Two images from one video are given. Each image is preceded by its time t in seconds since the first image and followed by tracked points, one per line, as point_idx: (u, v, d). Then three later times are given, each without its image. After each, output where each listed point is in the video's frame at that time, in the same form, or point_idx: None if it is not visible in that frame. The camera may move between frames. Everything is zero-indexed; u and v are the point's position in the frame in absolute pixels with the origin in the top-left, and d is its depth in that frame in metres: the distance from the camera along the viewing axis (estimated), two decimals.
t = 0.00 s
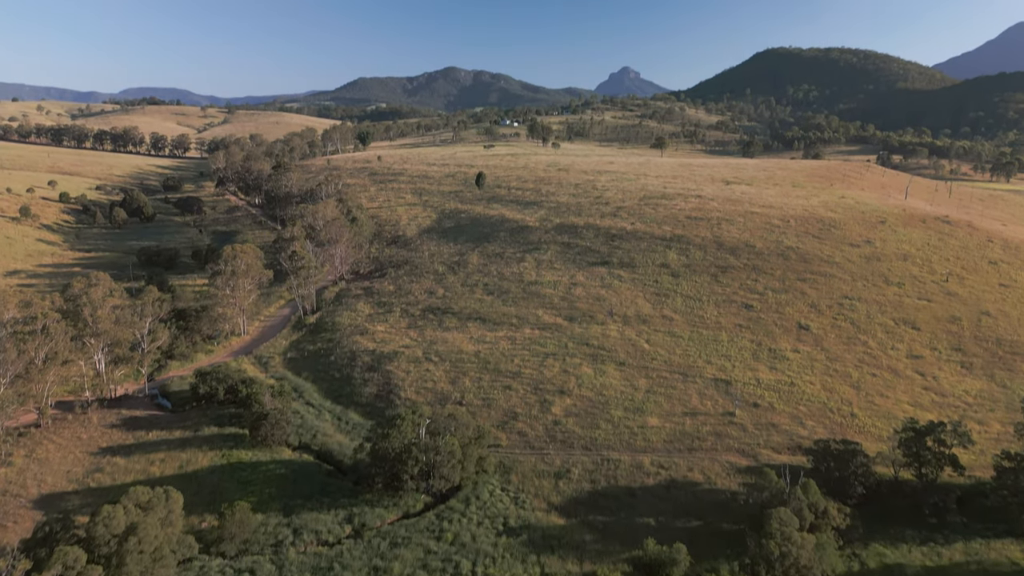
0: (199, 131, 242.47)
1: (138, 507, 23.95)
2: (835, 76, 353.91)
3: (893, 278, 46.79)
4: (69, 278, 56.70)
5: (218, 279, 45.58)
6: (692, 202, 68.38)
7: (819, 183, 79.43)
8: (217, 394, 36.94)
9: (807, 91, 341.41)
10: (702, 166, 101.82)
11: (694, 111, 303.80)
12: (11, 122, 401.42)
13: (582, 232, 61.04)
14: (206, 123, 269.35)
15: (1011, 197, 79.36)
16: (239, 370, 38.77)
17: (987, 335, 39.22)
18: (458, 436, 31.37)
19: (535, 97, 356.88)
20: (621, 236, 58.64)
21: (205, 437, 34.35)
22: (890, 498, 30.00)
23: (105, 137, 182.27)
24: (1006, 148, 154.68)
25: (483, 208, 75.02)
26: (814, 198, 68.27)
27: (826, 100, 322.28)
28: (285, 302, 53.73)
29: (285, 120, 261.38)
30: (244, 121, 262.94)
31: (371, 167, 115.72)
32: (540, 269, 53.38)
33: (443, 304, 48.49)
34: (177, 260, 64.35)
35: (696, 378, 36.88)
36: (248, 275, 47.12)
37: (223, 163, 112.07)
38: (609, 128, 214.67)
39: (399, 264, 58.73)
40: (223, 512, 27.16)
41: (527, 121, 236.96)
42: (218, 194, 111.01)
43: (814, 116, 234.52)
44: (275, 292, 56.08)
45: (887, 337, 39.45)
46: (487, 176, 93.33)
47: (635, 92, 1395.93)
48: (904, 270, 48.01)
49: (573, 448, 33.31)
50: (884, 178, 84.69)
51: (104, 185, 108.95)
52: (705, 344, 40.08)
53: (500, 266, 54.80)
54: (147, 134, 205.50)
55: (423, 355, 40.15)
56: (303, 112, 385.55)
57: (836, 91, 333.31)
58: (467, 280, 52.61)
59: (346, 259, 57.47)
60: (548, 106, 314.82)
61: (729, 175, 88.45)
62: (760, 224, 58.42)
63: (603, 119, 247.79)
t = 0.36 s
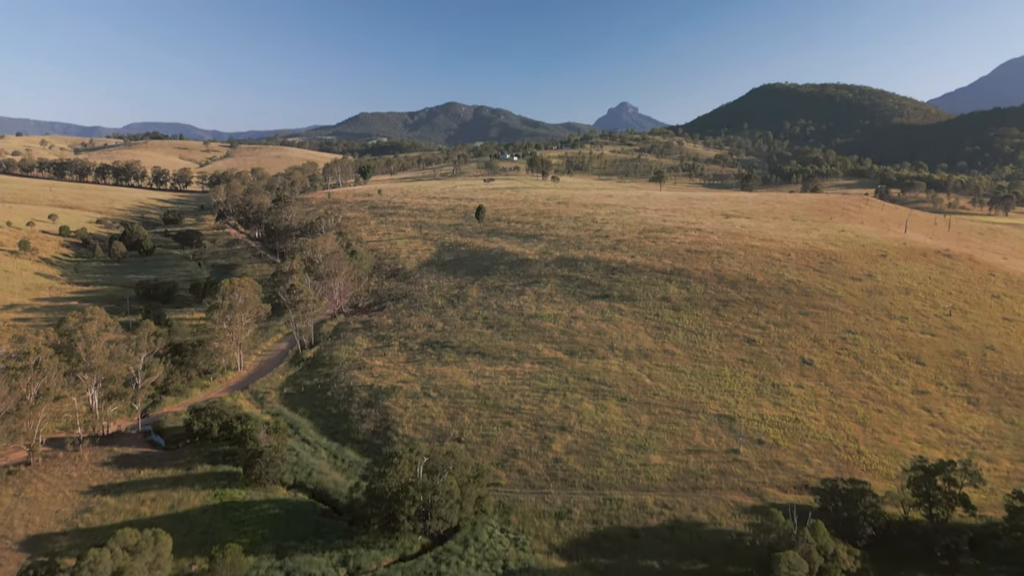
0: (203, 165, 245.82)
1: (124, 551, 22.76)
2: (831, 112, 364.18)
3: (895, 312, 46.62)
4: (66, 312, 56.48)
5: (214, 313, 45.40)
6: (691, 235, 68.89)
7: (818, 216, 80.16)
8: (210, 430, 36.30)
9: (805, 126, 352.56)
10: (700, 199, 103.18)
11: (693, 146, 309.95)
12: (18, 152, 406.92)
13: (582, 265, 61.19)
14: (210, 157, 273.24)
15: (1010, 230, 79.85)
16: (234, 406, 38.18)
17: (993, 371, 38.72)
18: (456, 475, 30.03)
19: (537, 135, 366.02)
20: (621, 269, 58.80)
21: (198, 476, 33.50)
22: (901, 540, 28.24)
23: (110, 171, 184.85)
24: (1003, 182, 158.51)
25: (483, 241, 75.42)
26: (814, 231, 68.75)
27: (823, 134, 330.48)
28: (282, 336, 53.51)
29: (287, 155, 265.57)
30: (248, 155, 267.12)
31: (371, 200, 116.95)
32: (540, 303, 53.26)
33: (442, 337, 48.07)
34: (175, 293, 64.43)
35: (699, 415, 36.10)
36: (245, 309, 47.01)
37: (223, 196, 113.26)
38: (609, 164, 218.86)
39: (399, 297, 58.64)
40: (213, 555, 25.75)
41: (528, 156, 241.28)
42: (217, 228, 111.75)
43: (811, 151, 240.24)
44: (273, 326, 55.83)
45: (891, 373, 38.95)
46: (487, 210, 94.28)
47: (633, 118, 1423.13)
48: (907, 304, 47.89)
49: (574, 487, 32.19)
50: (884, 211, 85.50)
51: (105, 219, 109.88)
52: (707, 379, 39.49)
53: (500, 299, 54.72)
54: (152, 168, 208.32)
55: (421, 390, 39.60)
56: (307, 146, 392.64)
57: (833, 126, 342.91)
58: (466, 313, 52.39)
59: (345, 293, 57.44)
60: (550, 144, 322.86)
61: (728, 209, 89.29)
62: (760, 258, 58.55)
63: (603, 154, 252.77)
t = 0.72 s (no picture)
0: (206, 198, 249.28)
1: None
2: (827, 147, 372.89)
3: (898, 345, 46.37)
4: (62, 346, 56.15)
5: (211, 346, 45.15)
6: (692, 268, 69.39)
7: (818, 248, 80.77)
8: (204, 467, 35.64)
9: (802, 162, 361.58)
10: (699, 232, 104.45)
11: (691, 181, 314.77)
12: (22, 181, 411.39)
13: (582, 297, 61.30)
14: (212, 190, 276.61)
15: (1011, 263, 80.25)
16: (229, 442, 37.54)
17: (1000, 406, 38.19)
18: (454, 513, 28.12)
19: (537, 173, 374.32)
20: (622, 301, 58.92)
21: (190, 515, 32.45)
22: None
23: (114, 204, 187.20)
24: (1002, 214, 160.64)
25: (483, 273, 75.83)
26: (815, 264, 69.21)
27: (821, 170, 338.09)
28: (280, 370, 53.10)
29: (288, 188, 269.35)
30: (250, 188, 271.23)
31: (372, 233, 118.12)
32: (540, 335, 53.04)
33: (441, 371, 47.57)
34: (172, 326, 64.38)
35: (702, 451, 35.21)
36: (243, 342, 46.81)
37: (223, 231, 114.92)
38: (609, 202, 223.99)
39: (397, 330, 58.35)
40: None
41: (528, 188, 244.60)
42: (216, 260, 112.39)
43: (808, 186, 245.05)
44: (270, 360, 55.43)
45: (896, 408, 38.39)
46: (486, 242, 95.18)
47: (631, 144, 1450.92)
48: (911, 337, 47.68)
49: (576, 527, 30.82)
50: (883, 244, 86.26)
51: (105, 252, 110.61)
52: (710, 414, 38.76)
53: (501, 332, 54.48)
54: (155, 200, 210.91)
55: (420, 426, 38.93)
56: (310, 179, 399.51)
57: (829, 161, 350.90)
58: (466, 346, 52.08)
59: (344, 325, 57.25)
60: (550, 179, 328.32)
61: (728, 241, 90.13)
62: (762, 290, 58.69)
63: (602, 188, 257.57)
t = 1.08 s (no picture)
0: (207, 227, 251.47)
1: None
2: (824, 178, 379.71)
3: (901, 375, 46.06)
4: (59, 376, 55.83)
5: (208, 376, 44.93)
6: (693, 297, 69.71)
7: (819, 277, 81.27)
8: (198, 500, 35.04)
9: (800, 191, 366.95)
10: (699, 260, 105.24)
11: (689, 211, 319.55)
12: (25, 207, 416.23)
13: (583, 326, 61.42)
14: (213, 219, 279.14)
15: (1012, 292, 80.47)
16: (224, 475, 36.94)
17: (1006, 438, 37.63)
18: (453, 550, 27.22)
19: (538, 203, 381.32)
20: (623, 330, 58.99)
21: (181, 550, 31.37)
22: None
23: (115, 233, 188.78)
24: (1001, 243, 162.62)
25: (483, 300, 75.91)
26: (816, 293, 69.80)
27: (820, 199, 343.06)
28: (277, 400, 52.61)
29: (290, 217, 273.23)
30: (251, 216, 274.16)
31: (372, 261, 119.00)
32: (541, 364, 52.79)
33: (440, 401, 46.99)
34: (169, 356, 64.26)
35: (705, 483, 34.20)
36: (240, 372, 46.58)
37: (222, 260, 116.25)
38: (609, 230, 226.92)
39: (396, 359, 58.05)
40: None
41: (527, 217, 247.33)
42: (215, 289, 112.82)
43: (807, 215, 248.64)
44: (267, 390, 54.97)
45: (901, 439, 37.75)
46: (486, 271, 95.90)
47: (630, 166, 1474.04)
48: (915, 367, 47.43)
49: (577, 563, 29.17)
50: (884, 272, 86.69)
51: (104, 280, 111.06)
52: (713, 445, 38.01)
53: (501, 361, 54.11)
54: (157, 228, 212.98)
55: (418, 458, 38.25)
56: (311, 207, 403.66)
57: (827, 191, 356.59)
58: (465, 376, 51.66)
59: (342, 354, 56.95)
60: (550, 208, 333.16)
61: (728, 269, 90.83)
62: (763, 320, 59.03)
63: (600, 217, 261.17)
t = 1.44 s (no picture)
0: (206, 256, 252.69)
1: None
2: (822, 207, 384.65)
3: (906, 406, 45.65)
4: (53, 408, 55.19)
5: (204, 408, 44.53)
6: (693, 326, 69.82)
7: (820, 306, 81.43)
8: (190, 535, 33.82)
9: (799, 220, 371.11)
10: (699, 289, 106.04)
11: (688, 241, 322.46)
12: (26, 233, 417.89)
13: (584, 355, 61.23)
14: (213, 248, 280.19)
15: (1014, 321, 80.78)
16: (219, 509, 36.05)
17: (1015, 470, 37.00)
18: None
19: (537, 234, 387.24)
20: (624, 360, 58.78)
21: None
22: None
23: (116, 263, 189.81)
24: (1000, 273, 163.82)
25: (483, 330, 75.93)
26: (817, 323, 69.94)
27: (819, 229, 346.69)
28: (274, 432, 51.96)
29: (291, 246, 275.95)
30: (250, 245, 276.07)
31: (372, 289, 119.71)
32: (541, 395, 52.30)
33: (439, 432, 46.37)
34: (166, 387, 63.81)
35: (709, 517, 33.13)
36: (236, 403, 46.14)
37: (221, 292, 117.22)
38: (610, 259, 228.70)
39: (395, 389, 57.55)
40: None
41: (527, 246, 249.61)
42: (213, 318, 112.68)
43: (806, 245, 251.06)
44: (263, 421, 54.33)
45: (908, 472, 37.11)
46: (485, 300, 96.16)
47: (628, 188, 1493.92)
48: (919, 398, 47.05)
49: None
50: (885, 301, 87.16)
51: (103, 310, 111.18)
52: (717, 477, 37.24)
53: (501, 391, 53.63)
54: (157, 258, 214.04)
55: (416, 491, 37.39)
56: (311, 236, 406.06)
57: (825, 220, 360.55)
58: (464, 406, 51.14)
59: (340, 384, 56.53)
60: (550, 237, 335.94)
61: (729, 298, 91.07)
62: (765, 350, 59.01)
63: (599, 246, 263.51)
